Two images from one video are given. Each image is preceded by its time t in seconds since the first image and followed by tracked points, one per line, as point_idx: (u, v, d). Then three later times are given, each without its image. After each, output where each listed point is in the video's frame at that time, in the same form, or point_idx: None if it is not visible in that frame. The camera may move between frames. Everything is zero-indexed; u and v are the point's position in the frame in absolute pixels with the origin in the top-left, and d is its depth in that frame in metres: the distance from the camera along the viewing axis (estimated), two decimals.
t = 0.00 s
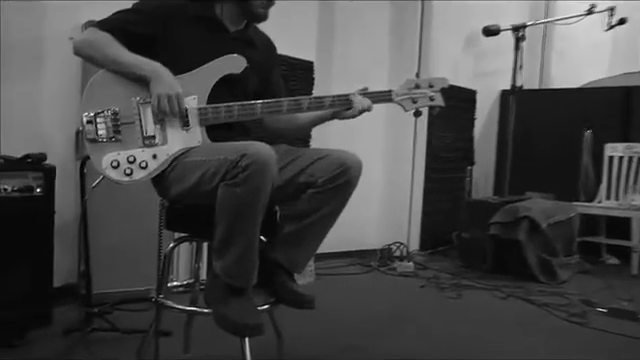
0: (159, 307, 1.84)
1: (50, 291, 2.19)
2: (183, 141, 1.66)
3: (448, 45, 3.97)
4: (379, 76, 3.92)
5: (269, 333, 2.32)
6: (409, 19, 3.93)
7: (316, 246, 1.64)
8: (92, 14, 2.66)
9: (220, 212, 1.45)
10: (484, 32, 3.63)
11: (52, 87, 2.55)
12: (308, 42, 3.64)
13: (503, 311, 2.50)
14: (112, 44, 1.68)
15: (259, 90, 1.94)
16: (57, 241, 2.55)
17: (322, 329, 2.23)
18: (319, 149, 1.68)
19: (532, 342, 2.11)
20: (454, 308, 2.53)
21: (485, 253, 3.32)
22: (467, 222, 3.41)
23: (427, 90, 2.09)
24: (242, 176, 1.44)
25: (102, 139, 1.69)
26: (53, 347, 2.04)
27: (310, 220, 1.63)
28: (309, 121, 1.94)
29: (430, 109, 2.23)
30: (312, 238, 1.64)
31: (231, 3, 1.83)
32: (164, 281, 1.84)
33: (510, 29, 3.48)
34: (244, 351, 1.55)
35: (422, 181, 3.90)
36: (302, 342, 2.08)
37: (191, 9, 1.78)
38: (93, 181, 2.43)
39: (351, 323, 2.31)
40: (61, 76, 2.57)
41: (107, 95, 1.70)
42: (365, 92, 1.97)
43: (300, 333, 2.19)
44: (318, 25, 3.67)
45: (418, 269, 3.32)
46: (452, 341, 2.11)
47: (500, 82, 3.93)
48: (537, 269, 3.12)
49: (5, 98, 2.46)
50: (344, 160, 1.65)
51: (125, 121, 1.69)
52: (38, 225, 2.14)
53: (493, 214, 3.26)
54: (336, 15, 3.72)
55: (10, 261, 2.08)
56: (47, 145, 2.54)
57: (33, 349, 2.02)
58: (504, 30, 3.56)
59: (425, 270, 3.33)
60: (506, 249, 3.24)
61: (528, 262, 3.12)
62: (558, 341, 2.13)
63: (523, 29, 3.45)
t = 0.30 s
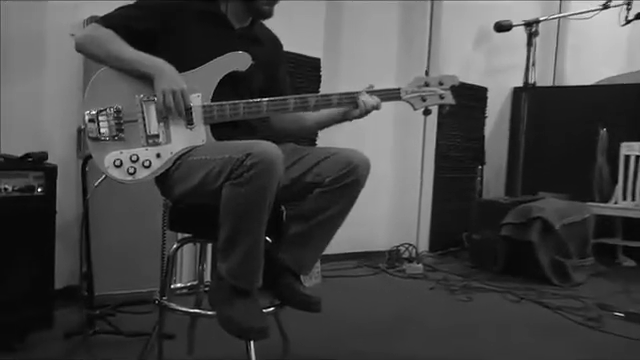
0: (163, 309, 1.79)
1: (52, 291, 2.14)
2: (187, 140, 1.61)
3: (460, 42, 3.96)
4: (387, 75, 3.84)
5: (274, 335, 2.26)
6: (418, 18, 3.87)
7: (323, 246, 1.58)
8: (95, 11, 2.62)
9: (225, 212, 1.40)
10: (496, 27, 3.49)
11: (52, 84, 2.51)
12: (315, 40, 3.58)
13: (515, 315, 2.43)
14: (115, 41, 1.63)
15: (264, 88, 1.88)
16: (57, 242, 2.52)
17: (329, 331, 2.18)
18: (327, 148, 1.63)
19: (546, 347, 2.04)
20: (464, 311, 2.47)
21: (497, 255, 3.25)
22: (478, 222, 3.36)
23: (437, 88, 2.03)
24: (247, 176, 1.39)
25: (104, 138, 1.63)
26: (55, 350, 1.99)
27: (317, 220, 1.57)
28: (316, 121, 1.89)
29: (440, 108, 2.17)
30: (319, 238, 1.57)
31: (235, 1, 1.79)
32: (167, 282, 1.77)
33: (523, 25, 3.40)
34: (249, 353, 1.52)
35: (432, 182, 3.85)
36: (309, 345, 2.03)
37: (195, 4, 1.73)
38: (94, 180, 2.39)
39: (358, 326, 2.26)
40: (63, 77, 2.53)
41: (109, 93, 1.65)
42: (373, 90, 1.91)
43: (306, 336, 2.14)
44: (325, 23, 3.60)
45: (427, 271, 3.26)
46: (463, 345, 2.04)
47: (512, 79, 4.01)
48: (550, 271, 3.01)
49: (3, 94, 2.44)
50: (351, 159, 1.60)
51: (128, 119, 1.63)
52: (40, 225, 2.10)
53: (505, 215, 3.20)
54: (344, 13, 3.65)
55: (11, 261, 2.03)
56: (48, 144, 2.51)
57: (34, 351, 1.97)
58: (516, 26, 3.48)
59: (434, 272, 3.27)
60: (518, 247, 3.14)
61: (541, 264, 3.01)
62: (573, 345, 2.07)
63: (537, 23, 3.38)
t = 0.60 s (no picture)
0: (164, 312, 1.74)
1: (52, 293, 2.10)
2: (187, 139, 1.57)
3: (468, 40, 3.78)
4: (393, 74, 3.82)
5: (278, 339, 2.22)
6: (425, 16, 3.84)
7: (327, 248, 1.53)
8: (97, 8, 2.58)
9: (227, 213, 1.35)
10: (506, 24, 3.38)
11: (53, 83, 2.47)
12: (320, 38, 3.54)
13: (526, 320, 2.38)
14: (114, 38, 1.58)
15: (268, 86, 1.83)
16: (56, 242, 2.48)
17: (335, 335, 2.13)
18: (332, 148, 1.58)
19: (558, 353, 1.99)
20: (473, 315, 2.41)
21: (506, 258, 3.20)
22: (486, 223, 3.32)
23: (444, 85, 1.97)
24: (250, 176, 1.34)
25: (103, 137, 1.57)
26: (54, 354, 1.95)
27: (321, 221, 1.51)
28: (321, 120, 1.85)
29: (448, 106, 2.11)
30: (323, 239, 1.52)
31: None
32: (169, 285, 1.74)
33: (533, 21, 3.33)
34: (252, 358, 1.47)
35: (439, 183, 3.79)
36: (314, 348, 1.98)
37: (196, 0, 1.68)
38: (94, 181, 2.34)
39: (364, 329, 2.21)
40: (63, 75, 2.49)
41: (108, 90, 1.59)
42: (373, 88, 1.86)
43: (311, 339, 2.09)
44: (330, 20, 3.56)
45: (434, 274, 3.21)
46: (472, 350, 1.99)
47: (522, 77, 3.68)
48: (562, 274, 2.98)
49: (3, 94, 2.40)
50: (356, 159, 1.55)
51: (128, 118, 1.59)
52: (40, 226, 2.05)
53: (515, 216, 3.16)
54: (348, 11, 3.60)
55: (11, 261, 1.99)
56: (48, 144, 2.47)
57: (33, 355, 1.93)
58: (525, 22, 3.45)
59: (441, 274, 3.21)
60: (528, 249, 3.11)
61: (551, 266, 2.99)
62: (586, 351, 2.01)
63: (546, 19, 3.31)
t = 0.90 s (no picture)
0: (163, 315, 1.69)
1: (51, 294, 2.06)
2: (187, 139, 1.53)
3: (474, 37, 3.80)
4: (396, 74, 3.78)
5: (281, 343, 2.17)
6: (430, 15, 3.79)
7: (330, 250, 1.49)
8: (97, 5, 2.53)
9: (228, 214, 1.30)
10: (513, 21, 3.45)
11: (53, 82, 2.44)
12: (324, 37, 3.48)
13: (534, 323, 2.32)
14: (113, 35, 1.53)
15: (270, 84, 1.78)
16: (54, 243, 2.44)
17: (339, 338, 2.09)
18: (335, 147, 1.53)
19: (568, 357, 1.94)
20: (480, 319, 2.36)
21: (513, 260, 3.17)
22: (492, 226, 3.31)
23: (451, 83, 1.93)
24: (251, 176, 1.29)
25: (102, 137, 1.53)
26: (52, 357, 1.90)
27: (324, 222, 1.47)
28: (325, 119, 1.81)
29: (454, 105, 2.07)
30: (326, 241, 1.47)
31: None
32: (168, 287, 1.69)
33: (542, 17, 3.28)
34: None
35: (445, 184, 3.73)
36: (317, 352, 1.93)
37: None
38: (92, 181, 2.30)
39: (368, 333, 2.16)
40: (64, 74, 2.46)
41: (107, 88, 1.54)
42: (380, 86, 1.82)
43: (314, 342, 2.04)
44: (333, 20, 3.51)
45: (439, 276, 3.16)
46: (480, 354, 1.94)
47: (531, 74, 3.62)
48: (571, 277, 2.93)
49: (2, 93, 2.37)
50: (360, 158, 1.50)
51: (127, 117, 1.54)
52: (38, 227, 2.01)
53: (522, 218, 3.12)
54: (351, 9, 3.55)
55: (10, 261, 1.95)
56: (47, 143, 2.43)
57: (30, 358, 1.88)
58: (532, 19, 3.40)
59: (446, 277, 3.15)
60: (537, 252, 3.08)
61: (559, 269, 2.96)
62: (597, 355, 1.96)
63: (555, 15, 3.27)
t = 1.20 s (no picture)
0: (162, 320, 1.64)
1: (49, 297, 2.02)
2: (188, 139, 1.48)
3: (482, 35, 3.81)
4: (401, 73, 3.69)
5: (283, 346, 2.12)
6: (437, 15, 3.71)
7: (333, 253, 1.43)
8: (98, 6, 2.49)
9: (228, 216, 1.25)
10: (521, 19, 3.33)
11: (54, 83, 2.39)
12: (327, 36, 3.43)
13: (542, 327, 2.26)
14: (111, 32, 1.49)
15: (272, 83, 1.74)
16: (52, 246, 2.39)
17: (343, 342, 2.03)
18: (338, 147, 1.48)
19: None
20: (487, 323, 2.30)
21: (521, 265, 3.07)
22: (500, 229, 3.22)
23: (458, 82, 1.88)
24: (252, 177, 1.24)
25: (100, 137, 1.47)
26: None
27: (327, 224, 1.42)
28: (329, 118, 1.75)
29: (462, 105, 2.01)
30: (330, 244, 1.42)
31: None
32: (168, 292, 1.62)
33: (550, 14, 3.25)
34: None
35: (451, 186, 3.68)
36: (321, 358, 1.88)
37: None
38: (91, 182, 2.25)
39: (373, 336, 2.11)
40: (64, 75, 2.41)
41: (105, 87, 1.49)
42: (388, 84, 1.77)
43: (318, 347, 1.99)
44: (336, 17, 3.44)
45: (445, 280, 3.10)
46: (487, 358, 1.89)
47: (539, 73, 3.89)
48: (580, 281, 2.88)
49: (2, 93, 2.33)
50: (364, 158, 1.45)
51: (126, 117, 1.49)
52: (35, 228, 1.96)
53: (530, 220, 3.05)
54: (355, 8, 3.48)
55: (9, 262, 1.91)
56: (47, 144, 2.39)
57: None
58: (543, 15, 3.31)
59: (452, 281, 3.10)
60: (544, 255, 3.00)
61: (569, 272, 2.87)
62: None
63: (564, 13, 3.23)
